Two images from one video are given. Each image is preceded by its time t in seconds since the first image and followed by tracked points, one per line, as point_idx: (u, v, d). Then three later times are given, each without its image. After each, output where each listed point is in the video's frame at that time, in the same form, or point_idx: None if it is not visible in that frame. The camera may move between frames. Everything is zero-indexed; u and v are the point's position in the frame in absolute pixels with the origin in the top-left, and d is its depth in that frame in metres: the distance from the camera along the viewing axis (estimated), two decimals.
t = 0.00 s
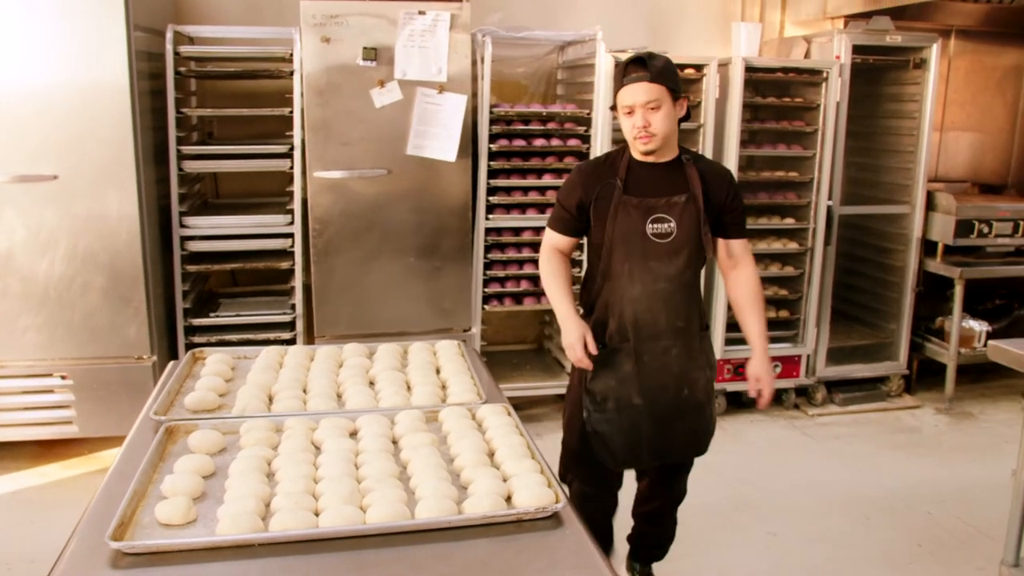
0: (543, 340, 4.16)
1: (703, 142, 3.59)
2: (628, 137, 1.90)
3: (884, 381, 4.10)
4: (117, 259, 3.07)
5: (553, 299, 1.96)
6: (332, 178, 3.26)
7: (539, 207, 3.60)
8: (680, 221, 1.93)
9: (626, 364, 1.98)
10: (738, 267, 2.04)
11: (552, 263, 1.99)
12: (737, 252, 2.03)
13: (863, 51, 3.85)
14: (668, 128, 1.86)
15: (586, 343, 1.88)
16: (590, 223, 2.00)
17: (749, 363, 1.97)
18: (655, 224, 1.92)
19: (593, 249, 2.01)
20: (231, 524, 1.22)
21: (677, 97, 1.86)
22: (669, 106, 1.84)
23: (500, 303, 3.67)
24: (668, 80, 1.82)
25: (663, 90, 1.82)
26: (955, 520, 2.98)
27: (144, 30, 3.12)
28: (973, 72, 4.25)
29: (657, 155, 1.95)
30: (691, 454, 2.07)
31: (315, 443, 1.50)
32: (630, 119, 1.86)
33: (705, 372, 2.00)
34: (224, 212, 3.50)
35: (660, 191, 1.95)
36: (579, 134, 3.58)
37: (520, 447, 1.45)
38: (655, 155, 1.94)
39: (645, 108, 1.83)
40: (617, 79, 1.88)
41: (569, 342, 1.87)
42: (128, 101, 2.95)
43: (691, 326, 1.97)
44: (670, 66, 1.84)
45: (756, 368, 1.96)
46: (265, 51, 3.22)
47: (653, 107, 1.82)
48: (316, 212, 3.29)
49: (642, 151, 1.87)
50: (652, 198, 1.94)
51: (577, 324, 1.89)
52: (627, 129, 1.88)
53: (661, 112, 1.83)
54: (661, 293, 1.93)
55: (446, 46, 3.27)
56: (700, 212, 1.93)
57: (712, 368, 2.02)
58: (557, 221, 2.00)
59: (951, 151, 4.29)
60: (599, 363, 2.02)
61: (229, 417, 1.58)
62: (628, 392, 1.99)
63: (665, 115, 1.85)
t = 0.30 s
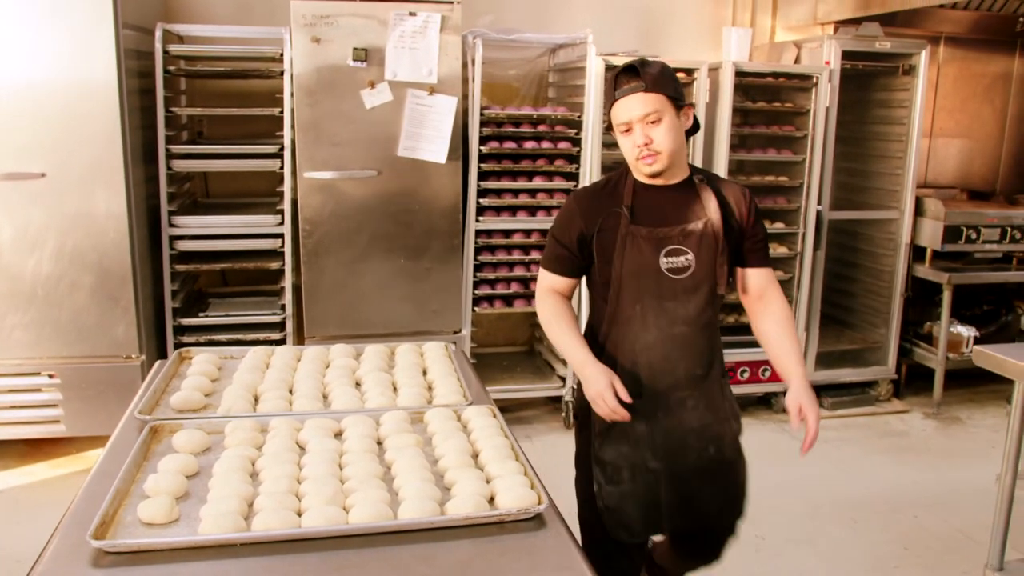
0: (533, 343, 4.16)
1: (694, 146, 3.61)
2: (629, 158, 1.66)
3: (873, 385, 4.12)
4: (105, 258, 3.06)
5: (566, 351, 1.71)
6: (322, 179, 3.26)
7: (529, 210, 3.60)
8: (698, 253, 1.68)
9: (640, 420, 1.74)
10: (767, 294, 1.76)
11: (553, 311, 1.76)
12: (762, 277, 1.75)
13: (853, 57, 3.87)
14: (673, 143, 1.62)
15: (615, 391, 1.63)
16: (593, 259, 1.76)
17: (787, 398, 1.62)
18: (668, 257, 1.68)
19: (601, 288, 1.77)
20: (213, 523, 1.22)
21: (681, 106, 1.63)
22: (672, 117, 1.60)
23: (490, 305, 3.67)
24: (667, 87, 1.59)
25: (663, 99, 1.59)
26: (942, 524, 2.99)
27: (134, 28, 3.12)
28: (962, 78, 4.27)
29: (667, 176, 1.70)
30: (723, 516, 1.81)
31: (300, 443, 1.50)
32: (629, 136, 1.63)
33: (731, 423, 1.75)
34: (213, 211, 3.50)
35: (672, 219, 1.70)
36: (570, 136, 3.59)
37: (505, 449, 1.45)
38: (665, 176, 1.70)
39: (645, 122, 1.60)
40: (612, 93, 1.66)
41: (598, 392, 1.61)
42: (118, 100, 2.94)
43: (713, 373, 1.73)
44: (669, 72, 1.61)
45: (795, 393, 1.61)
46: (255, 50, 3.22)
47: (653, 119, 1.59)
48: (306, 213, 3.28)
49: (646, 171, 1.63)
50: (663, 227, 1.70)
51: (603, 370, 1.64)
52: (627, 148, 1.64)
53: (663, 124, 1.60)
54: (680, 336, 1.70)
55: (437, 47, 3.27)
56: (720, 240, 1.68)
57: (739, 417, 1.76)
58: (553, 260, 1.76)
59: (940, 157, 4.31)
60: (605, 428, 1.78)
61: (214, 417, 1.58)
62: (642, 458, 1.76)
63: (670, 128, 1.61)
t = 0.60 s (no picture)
0: (531, 341, 4.17)
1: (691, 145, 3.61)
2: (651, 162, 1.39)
3: (871, 384, 4.13)
4: (102, 256, 3.07)
5: (590, 373, 1.38)
6: (319, 177, 3.27)
7: (526, 208, 3.61)
8: (728, 276, 1.43)
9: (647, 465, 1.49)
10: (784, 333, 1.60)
11: (561, 330, 1.44)
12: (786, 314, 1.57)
13: (850, 56, 3.87)
14: (707, 146, 1.34)
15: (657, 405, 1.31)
16: (603, 273, 1.48)
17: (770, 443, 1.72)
18: (694, 279, 1.43)
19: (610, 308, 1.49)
20: (197, 519, 1.23)
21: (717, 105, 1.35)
22: (706, 115, 1.33)
23: (487, 303, 3.67)
24: (699, 80, 1.32)
25: (695, 93, 1.32)
26: (938, 523, 2.99)
27: (131, 27, 3.13)
28: (961, 78, 4.27)
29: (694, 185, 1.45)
30: None
31: (288, 439, 1.51)
32: (653, 135, 1.36)
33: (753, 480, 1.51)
34: (212, 209, 3.51)
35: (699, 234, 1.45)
36: (567, 135, 3.60)
37: (491, 446, 1.46)
38: (692, 185, 1.44)
39: (673, 119, 1.33)
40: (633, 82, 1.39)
41: (635, 410, 1.29)
42: (115, 98, 2.96)
43: (734, 416, 1.49)
44: (703, 60, 1.34)
45: (778, 442, 1.70)
46: (253, 49, 3.23)
47: (682, 118, 1.32)
48: (303, 211, 3.29)
49: (672, 178, 1.36)
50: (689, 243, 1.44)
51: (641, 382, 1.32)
52: (649, 149, 1.37)
53: (694, 124, 1.32)
54: (696, 372, 1.45)
55: (433, 46, 3.28)
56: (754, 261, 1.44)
57: (763, 473, 1.53)
58: (560, 273, 1.46)
59: (939, 157, 4.31)
60: (604, 464, 1.52)
61: (203, 413, 1.59)
62: (643, 504, 1.49)
63: (704, 127, 1.33)
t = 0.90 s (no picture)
0: (535, 335, 4.18)
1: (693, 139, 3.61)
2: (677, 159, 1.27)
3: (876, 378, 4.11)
4: (107, 252, 3.10)
5: (588, 412, 1.25)
6: (321, 172, 3.28)
7: (529, 202, 3.61)
8: (769, 292, 1.32)
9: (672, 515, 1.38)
10: (860, 363, 1.37)
11: (580, 357, 1.31)
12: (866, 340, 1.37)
13: (854, 48, 3.85)
14: (740, 145, 1.22)
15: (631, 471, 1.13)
16: (628, 287, 1.37)
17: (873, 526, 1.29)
18: (728, 297, 1.32)
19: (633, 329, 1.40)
20: (184, 509, 1.24)
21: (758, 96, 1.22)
22: (742, 111, 1.20)
23: (490, 297, 3.68)
24: (732, 68, 1.18)
25: (728, 85, 1.19)
26: (940, 516, 2.98)
27: (134, 24, 3.15)
28: (968, 70, 4.25)
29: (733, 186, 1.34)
30: None
31: (278, 432, 1.53)
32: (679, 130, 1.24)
33: (792, 532, 1.38)
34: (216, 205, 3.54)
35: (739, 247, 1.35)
36: (568, 129, 3.60)
37: (478, 438, 1.47)
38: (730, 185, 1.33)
39: (701, 114, 1.20)
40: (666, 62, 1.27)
41: (603, 469, 1.13)
42: (118, 96, 2.98)
43: (775, 456, 1.36)
44: (745, 44, 1.20)
45: (882, 527, 1.27)
46: (254, 45, 3.25)
47: (710, 113, 1.19)
48: (305, 206, 3.31)
49: (702, 180, 1.24)
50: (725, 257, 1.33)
51: (618, 441, 1.16)
52: (674, 144, 1.25)
53: (725, 119, 1.19)
54: (727, 404, 1.33)
55: (435, 41, 3.29)
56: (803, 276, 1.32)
57: (807, 522, 1.40)
58: (581, 285, 1.34)
59: (945, 149, 4.29)
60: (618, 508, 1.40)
61: (195, 406, 1.60)
62: (666, 554, 1.39)
63: (738, 123, 1.20)
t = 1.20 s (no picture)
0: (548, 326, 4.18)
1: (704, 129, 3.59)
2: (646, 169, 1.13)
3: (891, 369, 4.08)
4: (121, 245, 3.14)
5: (561, 472, 1.08)
6: (332, 165, 3.30)
7: (540, 194, 3.62)
8: (769, 315, 1.18)
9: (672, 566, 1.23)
10: (882, 379, 1.22)
11: (563, 398, 1.13)
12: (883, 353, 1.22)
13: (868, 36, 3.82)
14: (715, 151, 1.09)
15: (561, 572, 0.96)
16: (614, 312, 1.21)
17: (880, 518, 1.11)
18: (726, 323, 1.17)
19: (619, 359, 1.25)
20: (182, 496, 1.27)
21: (734, 95, 1.09)
22: (714, 112, 1.07)
23: (501, 289, 3.69)
24: (700, 65, 1.06)
25: (699, 84, 1.06)
26: (952, 509, 2.95)
27: (146, 19, 3.18)
28: (987, 57, 4.19)
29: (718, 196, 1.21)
30: None
31: (278, 421, 1.55)
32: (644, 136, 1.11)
33: None
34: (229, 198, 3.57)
35: (735, 263, 1.20)
36: (580, 121, 3.60)
37: (475, 427, 1.48)
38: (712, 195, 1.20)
39: (669, 117, 1.07)
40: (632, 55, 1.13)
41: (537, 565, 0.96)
42: (130, 91, 3.01)
43: (780, 499, 1.21)
44: (719, 35, 1.07)
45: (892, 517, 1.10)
46: (265, 39, 3.27)
47: (677, 117, 1.07)
48: (317, 198, 3.33)
49: (674, 192, 1.12)
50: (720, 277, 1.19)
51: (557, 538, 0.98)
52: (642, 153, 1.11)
53: (694, 123, 1.07)
54: (726, 444, 1.18)
55: (444, 34, 3.30)
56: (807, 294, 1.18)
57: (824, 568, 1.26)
58: (566, 311, 1.17)
59: (963, 138, 4.24)
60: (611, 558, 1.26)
61: (199, 396, 1.63)
62: None
63: (712, 128, 1.08)
